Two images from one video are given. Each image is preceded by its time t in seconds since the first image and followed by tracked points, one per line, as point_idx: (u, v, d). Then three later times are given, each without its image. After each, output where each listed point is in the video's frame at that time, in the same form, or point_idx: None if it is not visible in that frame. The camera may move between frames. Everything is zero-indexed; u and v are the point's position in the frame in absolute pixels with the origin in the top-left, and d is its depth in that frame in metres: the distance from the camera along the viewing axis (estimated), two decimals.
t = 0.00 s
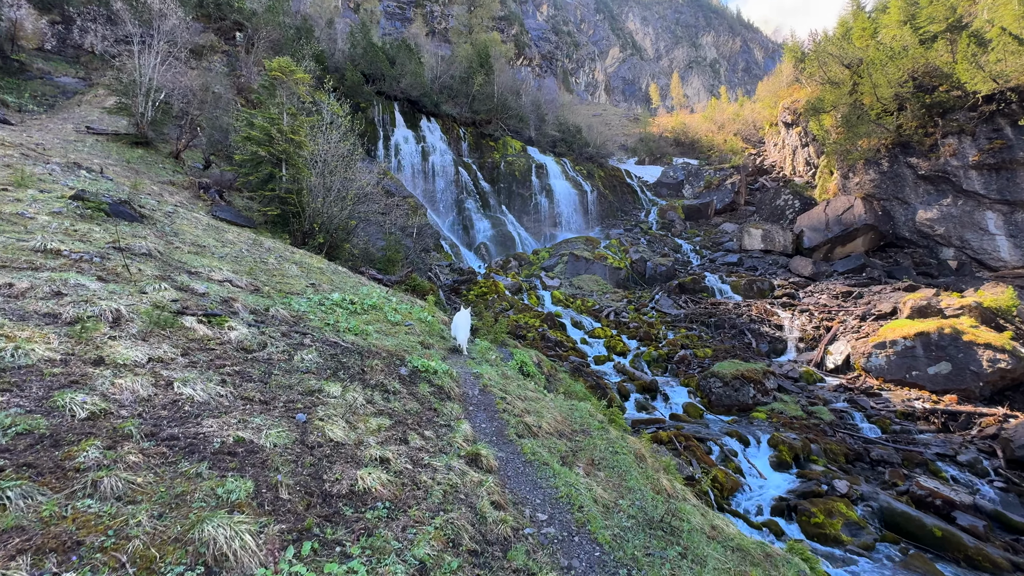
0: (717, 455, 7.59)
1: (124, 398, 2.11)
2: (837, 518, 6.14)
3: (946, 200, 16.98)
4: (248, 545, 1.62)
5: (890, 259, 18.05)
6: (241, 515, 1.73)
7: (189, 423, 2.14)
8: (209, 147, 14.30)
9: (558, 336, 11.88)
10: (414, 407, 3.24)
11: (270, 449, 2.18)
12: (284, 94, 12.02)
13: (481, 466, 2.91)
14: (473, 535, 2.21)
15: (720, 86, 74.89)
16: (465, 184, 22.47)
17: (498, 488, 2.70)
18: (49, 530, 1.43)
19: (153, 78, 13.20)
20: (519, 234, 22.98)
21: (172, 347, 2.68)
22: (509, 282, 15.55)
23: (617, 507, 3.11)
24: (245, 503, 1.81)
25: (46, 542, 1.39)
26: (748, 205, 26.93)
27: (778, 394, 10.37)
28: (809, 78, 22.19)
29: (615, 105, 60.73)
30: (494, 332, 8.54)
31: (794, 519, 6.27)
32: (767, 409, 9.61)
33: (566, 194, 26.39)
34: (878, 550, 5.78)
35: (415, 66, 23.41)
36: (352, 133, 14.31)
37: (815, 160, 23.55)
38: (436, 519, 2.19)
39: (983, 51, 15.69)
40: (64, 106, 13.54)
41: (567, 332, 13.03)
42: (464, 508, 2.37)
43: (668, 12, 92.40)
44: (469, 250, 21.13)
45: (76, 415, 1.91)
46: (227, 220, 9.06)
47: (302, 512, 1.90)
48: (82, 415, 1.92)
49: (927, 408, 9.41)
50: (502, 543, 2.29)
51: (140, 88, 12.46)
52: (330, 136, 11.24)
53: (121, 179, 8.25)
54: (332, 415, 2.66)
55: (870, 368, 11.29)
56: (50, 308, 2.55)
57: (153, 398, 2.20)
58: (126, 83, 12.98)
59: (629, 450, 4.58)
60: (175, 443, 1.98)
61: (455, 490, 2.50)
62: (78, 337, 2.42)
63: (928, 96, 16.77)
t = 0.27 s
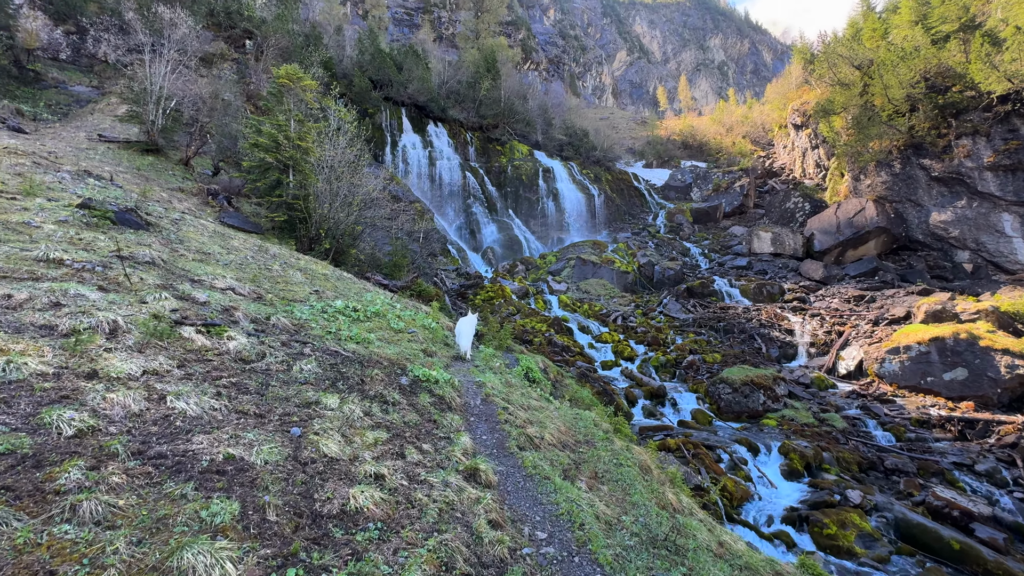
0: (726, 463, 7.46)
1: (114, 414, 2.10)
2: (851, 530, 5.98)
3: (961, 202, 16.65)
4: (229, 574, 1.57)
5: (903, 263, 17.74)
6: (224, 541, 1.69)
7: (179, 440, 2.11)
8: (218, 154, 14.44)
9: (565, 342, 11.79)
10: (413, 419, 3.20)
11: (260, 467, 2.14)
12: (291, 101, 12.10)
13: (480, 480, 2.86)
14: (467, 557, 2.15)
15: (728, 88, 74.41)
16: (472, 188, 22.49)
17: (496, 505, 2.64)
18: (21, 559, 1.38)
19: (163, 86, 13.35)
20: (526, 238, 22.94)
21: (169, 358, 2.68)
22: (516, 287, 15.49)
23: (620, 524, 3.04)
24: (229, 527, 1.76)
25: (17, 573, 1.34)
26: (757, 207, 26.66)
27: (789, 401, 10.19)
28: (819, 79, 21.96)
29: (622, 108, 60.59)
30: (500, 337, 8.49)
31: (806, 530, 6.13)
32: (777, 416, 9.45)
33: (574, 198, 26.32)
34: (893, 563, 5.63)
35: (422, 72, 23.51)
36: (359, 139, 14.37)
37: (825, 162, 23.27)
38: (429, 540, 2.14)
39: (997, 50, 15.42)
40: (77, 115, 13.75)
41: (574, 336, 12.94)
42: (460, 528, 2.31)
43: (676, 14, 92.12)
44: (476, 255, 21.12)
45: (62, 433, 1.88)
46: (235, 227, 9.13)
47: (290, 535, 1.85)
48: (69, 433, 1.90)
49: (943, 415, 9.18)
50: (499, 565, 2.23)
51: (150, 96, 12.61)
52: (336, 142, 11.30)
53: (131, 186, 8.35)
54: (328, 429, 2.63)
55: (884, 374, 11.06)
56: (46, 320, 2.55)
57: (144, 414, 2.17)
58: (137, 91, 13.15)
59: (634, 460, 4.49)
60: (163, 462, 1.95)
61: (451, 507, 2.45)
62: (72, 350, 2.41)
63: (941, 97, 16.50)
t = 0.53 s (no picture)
0: (735, 469, 7.35)
1: (112, 419, 2.08)
2: (863, 538, 5.87)
3: (973, 204, 16.39)
4: None
5: (914, 265, 17.49)
6: (216, 552, 1.66)
7: (177, 446, 2.10)
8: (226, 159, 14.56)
9: (571, 345, 11.72)
10: (416, 424, 3.17)
11: (258, 474, 2.12)
12: (298, 105, 12.18)
13: (482, 488, 2.82)
14: (468, 568, 2.11)
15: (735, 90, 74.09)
16: (478, 192, 22.53)
17: (498, 514, 2.60)
18: (9, 570, 1.36)
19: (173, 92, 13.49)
20: (532, 241, 22.92)
21: (170, 363, 2.68)
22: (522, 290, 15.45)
23: (626, 533, 2.99)
24: (223, 537, 1.74)
25: None
26: (765, 210, 26.45)
27: (799, 406, 10.05)
28: (827, 81, 21.80)
29: (628, 111, 60.49)
30: (505, 341, 8.45)
31: (817, 537, 6.01)
32: (787, 420, 9.32)
33: (580, 201, 26.25)
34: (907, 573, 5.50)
35: (429, 76, 23.60)
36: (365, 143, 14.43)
37: (834, 164, 23.04)
38: (429, 550, 2.10)
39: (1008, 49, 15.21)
40: (89, 121, 13.94)
41: (580, 340, 12.87)
42: (461, 538, 2.28)
43: (681, 17, 92.01)
44: (482, 258, 21.13)
45: (58, 439, 1.87)
46: (242, 231, 9.19)
47: (285, 545, 1.82)
48: (65, 439, 1.89)
49: (957, 421, 9.01)
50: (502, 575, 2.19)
51: (160, 102, 12.74)
52: (343, 146, 11.34)
53: (140, 191, 8.43)
54: (328, 435, 2.61)
55: (895, 378, 10.88)
56: (48, 325, 2.56)
57: (142, 420, 2.16)
58: (147, 97, 13.29)
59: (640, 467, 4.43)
60: (158, 470, 1.93)
61: (453, 516, 2.41)
62: (73, 355, 2.40)
63: (952, 97, 16.32)
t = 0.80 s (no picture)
0: (742, 473, 7.25)
1: (111, 422, 2.06)
2: (874, 544, 5.74)
3: (983, 205, 16.18)
4: None
5: (923, 267, 17.29)
6: (213, 560, 1.62)
7: (176, 449, 2.07)
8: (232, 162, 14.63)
9: (576, 348, 11.64)
10: (420, 428, 3.13)
11: (258, 478, 2.09)
12: (303, 109, 12.21)
13: (486, 493, 2.77)
14: None
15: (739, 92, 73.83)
16: (482, 194, 22.54)
17: (503, 520, 2.56)
18: None
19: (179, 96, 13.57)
20: (537, 244, 22.89)
21: (171, 365, 2.65)
22: (527, 293, 15.41)
23: (634, 540, 2.93)
24: (220, 543, 1.70)
25: None
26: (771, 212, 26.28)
27: (807, 409, 9.92)
28: (833, 82, 21.65)
29: (632, 114, 60.41)
30: (510, 343, 8.40)
31: (828, 544, 5.90)
32: (795, 424, 9.20)
33: (584, 204, 26.19)
34: None
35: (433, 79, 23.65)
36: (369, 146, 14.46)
37: (841, 166, 22.86)
38: (432, 558, 2.05)
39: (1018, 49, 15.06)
40: (97, 125, 14.06)
41: (585, 343, 12.79)
42: (465, 544, 2.23)
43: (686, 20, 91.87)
44: (487, 261, 21.11)
45: (54, 442, 1.85)
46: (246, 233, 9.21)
47: (284, 552, 1.78)
48: (62, 442, 1.86)
49: (969, 425, 8.86)
50: None
51: (167, 106, 12.82)
52: (347, 149, 11.36)
53: (146, 194, 8.47)
54: (330, 438, 2.57)
55: (905, 382, 10.72)
56: (49, 326, 2.54)
57: (141, 423, 2.13)
58: (154, 101, 13.38)
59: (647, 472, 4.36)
60: (156, 473, 1.90)
61: (457, 522, 2.37)
62: (74, 356, 2.39)
63: (961, 98, 16.21)
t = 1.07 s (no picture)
0: (748, 475, 7.18)
1: (110, 419, 2.03)
2: (883, 547, 5.66)
3: (990, 206, 16.05)
4: None
5: (929, 269, 17.16)
6: (211, 559, 1.58)
7: (175, 447, 2.04)
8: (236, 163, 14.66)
9: (579, 350, 11.59)
10: (424, 427, 3.10)
11: (258, 477, 2.06)
12: (306, 110, 12.23)
13: (491, 493, 2.73)
14: None
15: (743, 94, 73.60)
16: (485, 196, 22.52)
17: (509, 520, 2.52)
18: None
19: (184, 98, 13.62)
20: (540, 245, 22.85)
21: (172, 363, 2.63)
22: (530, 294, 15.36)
23: (642, 541, 2.89)
24: (218, 543, 1.66)
25: None
26: (775, 213, 26.15)
27: (813, 411, 9.83)
28: (838, 83, 21.55)
29: (635, 115, 60.29)
30: (513, 344, 8.36)
31: (836, 547, 5.83)
32: (801, 426, 9.11)
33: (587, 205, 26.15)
34: None
35: (436, 81, 23.68)
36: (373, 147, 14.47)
37: (846, 166, 22.73)
38: (437, 559, 2.01)
39: None
40: (102, 127, 14.13)
41: (589, 344, 12.74)
42: (469, 545, 2.19)
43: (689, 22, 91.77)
44: (490, 262, 21.09)
45: (51, 439, 1.82)
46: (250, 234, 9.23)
47: (285, 552, 1.75)
48: (59, 438, 1.84)
49: (978, 427, 8.76)
50: None
51: (171, 108, 12.86)
52: (350, 150, 11.37)
53: (150, 195, 8.50)
54: (333, 436, 2.54)
55: (913, 384, 10.61)
56: (49, 323, 2.53)
57: (141, 420, 2.11)
58: (159, 103, 13.43)
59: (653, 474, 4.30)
60: (154, 471, 1.87)
61: (461, 523, 2.33)
62: (73, 353, 2.37)
63: (966, 98, 16.06)
